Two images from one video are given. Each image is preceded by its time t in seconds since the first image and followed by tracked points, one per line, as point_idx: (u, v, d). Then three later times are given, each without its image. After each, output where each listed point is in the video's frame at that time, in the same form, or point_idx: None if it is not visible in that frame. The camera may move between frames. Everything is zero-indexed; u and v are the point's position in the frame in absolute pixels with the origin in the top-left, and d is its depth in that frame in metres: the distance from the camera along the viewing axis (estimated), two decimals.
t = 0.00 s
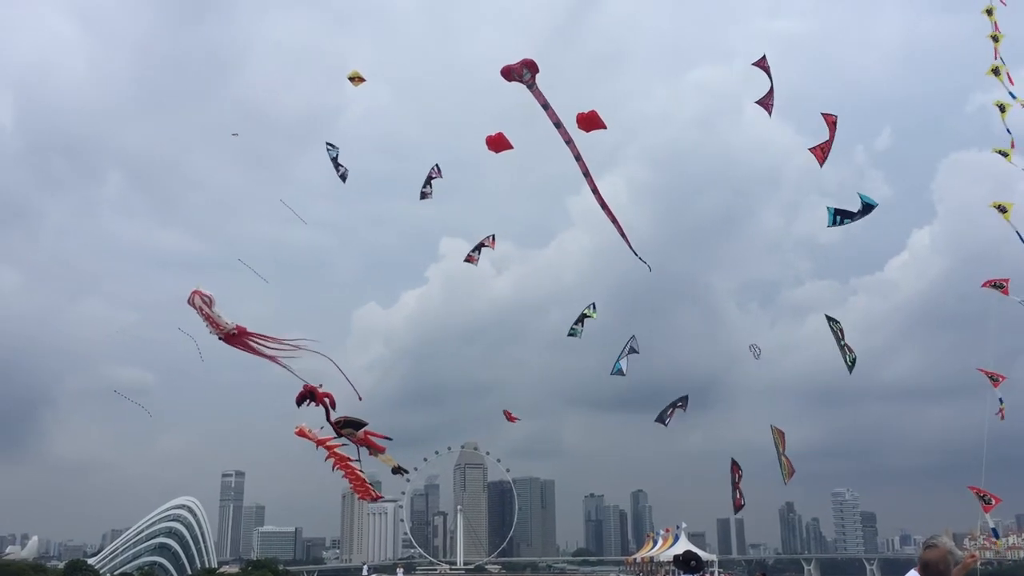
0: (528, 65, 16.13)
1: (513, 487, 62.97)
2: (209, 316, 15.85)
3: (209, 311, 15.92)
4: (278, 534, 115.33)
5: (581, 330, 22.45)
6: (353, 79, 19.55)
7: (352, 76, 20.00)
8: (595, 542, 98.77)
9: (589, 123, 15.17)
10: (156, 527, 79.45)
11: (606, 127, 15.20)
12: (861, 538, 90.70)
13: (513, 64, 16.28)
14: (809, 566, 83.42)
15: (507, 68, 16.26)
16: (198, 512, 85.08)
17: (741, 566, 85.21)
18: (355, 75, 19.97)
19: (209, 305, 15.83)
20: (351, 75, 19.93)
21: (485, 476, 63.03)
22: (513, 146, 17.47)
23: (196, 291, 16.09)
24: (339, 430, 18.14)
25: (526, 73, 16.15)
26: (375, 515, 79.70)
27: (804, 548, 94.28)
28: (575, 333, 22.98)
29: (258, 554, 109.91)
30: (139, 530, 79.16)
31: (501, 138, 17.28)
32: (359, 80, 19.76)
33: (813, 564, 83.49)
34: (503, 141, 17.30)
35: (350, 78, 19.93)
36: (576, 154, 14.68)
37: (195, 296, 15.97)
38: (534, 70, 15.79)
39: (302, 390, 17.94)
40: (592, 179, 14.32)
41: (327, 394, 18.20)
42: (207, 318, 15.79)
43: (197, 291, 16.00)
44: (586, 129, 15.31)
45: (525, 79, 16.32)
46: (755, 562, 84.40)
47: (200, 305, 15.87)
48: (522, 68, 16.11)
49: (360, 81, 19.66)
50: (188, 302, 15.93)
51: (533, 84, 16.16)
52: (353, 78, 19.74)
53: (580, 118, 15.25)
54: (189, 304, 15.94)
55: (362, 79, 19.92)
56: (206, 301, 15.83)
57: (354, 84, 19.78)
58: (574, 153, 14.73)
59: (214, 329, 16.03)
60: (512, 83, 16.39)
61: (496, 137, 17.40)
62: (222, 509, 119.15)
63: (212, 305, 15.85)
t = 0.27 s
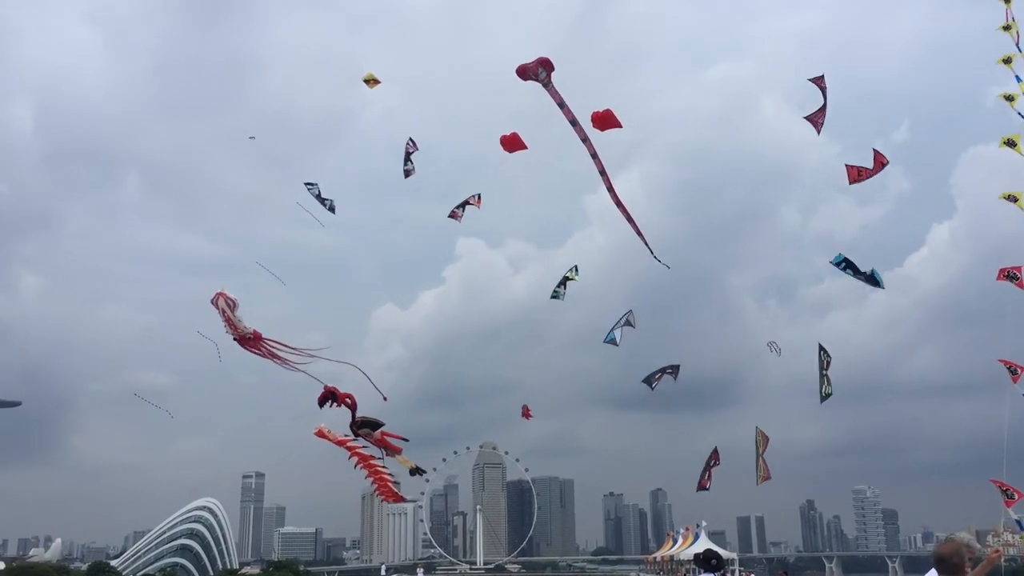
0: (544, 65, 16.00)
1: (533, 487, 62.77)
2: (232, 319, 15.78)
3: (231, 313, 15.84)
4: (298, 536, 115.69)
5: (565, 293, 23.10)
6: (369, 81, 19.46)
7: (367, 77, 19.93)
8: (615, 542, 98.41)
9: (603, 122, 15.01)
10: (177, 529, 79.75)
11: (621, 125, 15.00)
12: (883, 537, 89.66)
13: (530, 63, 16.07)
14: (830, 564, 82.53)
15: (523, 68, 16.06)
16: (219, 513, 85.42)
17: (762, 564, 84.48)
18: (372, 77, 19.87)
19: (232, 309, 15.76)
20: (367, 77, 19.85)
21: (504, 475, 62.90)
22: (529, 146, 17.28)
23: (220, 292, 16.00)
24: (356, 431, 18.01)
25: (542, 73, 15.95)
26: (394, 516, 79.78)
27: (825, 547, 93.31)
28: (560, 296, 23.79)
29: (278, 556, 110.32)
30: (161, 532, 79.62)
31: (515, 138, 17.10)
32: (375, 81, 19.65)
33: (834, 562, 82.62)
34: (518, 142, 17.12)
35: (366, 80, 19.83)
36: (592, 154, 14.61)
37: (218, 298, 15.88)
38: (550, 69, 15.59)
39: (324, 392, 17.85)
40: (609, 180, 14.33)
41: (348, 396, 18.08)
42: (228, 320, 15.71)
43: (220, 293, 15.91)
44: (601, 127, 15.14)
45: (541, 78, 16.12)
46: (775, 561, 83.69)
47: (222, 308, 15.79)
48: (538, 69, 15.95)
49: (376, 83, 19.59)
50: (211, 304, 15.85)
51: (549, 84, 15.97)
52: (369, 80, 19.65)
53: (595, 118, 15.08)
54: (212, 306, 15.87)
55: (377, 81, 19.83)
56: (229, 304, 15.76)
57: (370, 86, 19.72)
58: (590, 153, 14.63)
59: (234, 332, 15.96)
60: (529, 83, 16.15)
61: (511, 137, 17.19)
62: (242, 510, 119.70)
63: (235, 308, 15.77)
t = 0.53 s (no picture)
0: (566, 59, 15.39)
1: (560, 483, 62.46)
2: (263, 320, 15.65)
3: (264, 315, 15.70)
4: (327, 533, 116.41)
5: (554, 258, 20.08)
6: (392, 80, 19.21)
7: (389, 78, 19.64)
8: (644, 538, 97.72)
9: (627, 117, 14.52)
10: (208, 528, 80.55)
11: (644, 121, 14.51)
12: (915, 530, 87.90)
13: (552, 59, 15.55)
14: (861, 558, 81.16)
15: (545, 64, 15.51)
16: (249, 512, 86.10)
17: (792, 559, 83.29)
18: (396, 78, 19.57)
19: (265, 310, 15.61)
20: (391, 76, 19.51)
21: (531, 472, 62.67)
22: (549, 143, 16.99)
23: (252, 293, 15.87)
24: (380, 428, 17.80)
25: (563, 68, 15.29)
26: (422, 513, 79.84)
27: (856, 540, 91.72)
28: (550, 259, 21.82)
29: (308, 553, 111.13)
30: (191, 530, 80.47)
31: (537, 135, 16.70)
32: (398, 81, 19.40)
33: (865, 556, 81.27)
34: (540, 138, 16.76)
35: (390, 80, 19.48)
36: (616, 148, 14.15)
37: (252, 298, 15.74)
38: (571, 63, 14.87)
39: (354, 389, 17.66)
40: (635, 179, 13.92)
41: (377, 393, 17.89)
42: (261, 322, 15.56)
43: (253, 294, 15.78)
44: (623, 124, 14.64)
45: (563, 74, 15.54)
46: (806, 555, 82.63)
47: (255, 309, 15.65)
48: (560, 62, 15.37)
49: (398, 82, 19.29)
50: (244, 303, 15.73)
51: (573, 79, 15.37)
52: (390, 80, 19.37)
53: (617, 113, 14.61)
54: (246, 305, 15.75)
55: (399, 81, 19.53)
56: (262, 306, 15.61)
57: (392, 87, 19.39)
58: (614, 148, 14.18)
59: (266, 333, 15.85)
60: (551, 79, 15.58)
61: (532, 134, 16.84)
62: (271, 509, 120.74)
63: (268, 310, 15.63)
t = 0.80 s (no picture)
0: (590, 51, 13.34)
1: (592, 478, 61.92)
2: (299, 320, 15.34)
3: (299, 315, 15.41)
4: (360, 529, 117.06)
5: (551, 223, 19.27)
6: (416, 79, 18.54)
7: (417, 75, 18.92)
8: (676, 532, 96.88)
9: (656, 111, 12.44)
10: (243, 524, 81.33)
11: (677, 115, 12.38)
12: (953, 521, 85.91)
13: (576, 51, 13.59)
14: (897, 551, 79.54)
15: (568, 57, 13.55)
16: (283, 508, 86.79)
17: (826, 553, 81.92)
18: (419, 76, 18.71)
19: (300, 310, 15.32)
20: (414, 76, 18.70)
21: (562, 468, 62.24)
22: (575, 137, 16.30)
23: (288, 293, 15.59)
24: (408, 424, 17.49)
25: (590, 62, 13.35)
26: (455, 508, 79.83)
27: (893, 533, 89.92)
28: (545, 217, 19.62)
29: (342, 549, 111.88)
30: (227, 527, 81.29)
31: (563, 129, 16.19)
32: (423, 80, 18.74)
33: (902, 549, 79.63)
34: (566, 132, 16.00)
35: (413, 79, 18.68)
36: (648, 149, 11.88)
37: (287, 297, 15.46)
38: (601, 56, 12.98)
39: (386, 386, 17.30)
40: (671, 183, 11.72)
41: (410, 390, 17.56)
42: (296, 322, 15.26)
43: (289, 294, 15.49)
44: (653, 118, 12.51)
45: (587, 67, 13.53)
46: (840, 549, 81.25)
47: (291, 309, 15.37)
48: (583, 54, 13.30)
49: (424, 81, 18.74)
50: (279, 303, 15.45)
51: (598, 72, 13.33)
52: (416, 78, 18.71)
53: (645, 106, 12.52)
54: (281, 305, 15.47)
55: (425, 78, 19.02)
56: (298, 306, 15.32)
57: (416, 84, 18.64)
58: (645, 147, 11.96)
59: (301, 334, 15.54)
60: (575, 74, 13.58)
61: (558, 128, 16.29)
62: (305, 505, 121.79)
63: (303, 310, 15.34)
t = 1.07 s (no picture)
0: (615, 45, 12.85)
1: (620, 473, 61.44)
2: (328, 317, 15.16)
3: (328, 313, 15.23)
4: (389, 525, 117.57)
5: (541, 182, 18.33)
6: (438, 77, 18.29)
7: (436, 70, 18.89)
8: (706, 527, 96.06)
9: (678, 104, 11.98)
10: (274, 521, 81.99)
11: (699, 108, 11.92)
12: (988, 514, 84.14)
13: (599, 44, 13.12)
14: (930, 545, 78.16)
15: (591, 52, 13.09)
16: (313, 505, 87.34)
17: (857, 546, 80.73)
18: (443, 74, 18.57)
19: (328, 307, 15.15)
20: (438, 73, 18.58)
21: (589, 462, 61.87)
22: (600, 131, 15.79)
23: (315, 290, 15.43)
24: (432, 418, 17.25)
25: (614, 54, 12.83)
26: (483, 504, 79.67)
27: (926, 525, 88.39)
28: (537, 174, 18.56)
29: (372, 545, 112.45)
30: (258, 524, 81.99)
31: (587, 123, 15.75)
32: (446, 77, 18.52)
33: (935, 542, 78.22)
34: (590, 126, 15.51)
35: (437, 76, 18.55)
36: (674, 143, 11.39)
37: (315, 295, 15.30)
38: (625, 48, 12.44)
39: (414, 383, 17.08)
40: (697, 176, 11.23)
41: (438, 386, 17.32)
42: (325, 318, 15.10)
43: (317, 291, 15.32)
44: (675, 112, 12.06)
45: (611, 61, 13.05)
46: (872, 542, 80.02)
47: (319, 305, 15.20)
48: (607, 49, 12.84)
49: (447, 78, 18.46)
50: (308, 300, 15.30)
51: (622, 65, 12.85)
52: (440, 76, 18.50)
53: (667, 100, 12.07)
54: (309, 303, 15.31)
55: (448, 74, 18.72)
56: (326, 303, 15.15)
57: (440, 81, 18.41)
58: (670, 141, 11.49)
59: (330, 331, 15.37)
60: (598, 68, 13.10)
61: (582, 122, 15.82)
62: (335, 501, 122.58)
63: (332, 307, 15.16)
